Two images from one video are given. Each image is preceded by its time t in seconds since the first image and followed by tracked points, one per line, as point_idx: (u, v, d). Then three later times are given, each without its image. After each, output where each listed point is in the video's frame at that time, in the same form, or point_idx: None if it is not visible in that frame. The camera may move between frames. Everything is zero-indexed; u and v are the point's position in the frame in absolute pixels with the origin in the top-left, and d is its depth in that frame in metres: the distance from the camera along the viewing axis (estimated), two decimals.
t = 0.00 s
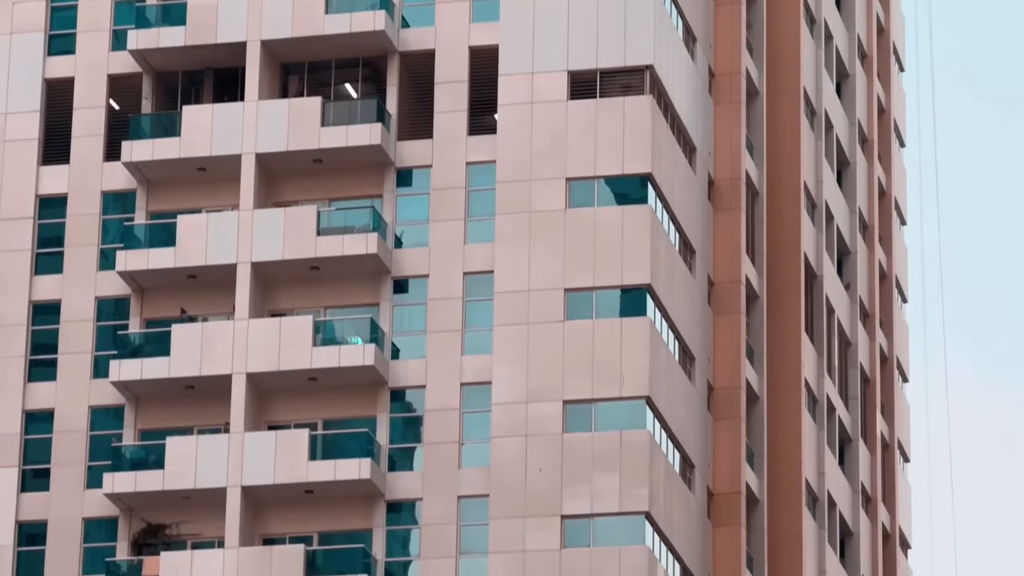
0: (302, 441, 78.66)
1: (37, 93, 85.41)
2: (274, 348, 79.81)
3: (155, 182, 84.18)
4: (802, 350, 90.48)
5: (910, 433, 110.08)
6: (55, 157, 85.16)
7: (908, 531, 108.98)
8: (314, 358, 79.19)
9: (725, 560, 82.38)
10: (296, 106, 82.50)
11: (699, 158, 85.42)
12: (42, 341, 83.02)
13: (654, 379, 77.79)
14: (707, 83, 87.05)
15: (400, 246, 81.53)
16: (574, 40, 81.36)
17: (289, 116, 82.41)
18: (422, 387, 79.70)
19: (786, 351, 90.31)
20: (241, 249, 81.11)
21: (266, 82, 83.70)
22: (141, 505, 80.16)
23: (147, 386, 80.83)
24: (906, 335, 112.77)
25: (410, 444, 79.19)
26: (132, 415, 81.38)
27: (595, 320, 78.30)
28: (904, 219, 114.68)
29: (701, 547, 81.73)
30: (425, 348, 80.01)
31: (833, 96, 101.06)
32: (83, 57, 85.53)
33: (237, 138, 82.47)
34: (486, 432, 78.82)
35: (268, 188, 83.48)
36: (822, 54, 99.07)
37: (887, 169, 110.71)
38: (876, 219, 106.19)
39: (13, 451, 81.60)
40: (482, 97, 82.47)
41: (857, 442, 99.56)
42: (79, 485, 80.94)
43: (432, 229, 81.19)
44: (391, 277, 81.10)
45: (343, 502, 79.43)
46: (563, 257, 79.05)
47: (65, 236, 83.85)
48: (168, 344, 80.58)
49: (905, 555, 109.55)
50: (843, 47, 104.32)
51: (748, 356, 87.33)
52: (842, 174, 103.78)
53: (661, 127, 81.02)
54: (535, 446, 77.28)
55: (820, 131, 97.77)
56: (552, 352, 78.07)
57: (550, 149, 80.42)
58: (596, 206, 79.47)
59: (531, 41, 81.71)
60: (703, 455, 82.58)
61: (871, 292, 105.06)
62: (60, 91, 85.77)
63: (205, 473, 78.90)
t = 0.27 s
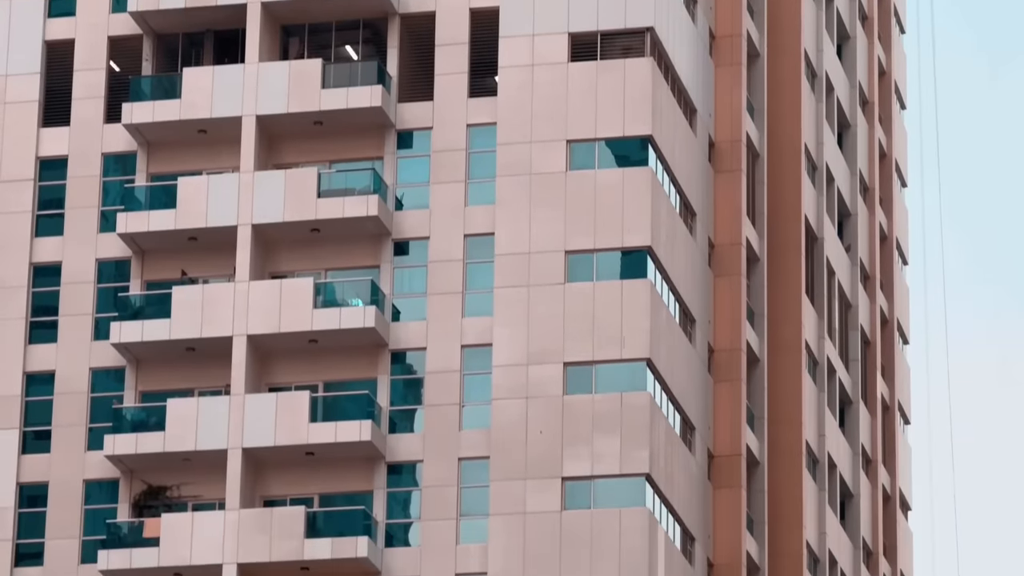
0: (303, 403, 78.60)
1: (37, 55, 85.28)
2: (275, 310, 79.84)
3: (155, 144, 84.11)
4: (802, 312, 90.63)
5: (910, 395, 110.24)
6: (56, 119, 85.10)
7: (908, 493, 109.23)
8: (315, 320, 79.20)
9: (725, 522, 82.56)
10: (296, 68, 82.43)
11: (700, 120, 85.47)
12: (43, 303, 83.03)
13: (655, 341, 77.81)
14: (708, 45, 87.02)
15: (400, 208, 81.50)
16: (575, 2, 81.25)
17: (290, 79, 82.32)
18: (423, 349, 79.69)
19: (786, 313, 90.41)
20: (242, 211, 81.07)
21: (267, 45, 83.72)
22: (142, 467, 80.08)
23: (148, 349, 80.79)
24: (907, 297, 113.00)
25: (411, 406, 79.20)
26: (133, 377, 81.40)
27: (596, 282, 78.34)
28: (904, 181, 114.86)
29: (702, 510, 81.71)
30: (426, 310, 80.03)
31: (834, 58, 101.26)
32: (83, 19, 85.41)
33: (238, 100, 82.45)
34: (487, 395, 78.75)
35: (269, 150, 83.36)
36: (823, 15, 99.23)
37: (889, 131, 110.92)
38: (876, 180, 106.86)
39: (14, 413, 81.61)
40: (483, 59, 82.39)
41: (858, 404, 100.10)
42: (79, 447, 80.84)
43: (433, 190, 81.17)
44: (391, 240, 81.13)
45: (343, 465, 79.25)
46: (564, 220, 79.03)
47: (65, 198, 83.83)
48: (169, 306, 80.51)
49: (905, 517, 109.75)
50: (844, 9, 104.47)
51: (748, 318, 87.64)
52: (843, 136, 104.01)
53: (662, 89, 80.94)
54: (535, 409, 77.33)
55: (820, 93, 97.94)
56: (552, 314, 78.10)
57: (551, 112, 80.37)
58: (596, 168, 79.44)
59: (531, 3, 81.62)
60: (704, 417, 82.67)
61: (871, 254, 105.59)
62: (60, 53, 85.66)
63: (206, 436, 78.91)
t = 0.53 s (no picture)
0: (303, 368, 78.36)
1: (36, 20, 85.05)
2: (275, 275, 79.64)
3: (155, 109, 84.05)
4: (802, 278, 90.77)
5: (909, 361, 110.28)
6: (55, 84, 85.00)
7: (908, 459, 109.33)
8: (315, 287, 79.05)
9: (725, 488, 82.55)
10: (296, 33, 82.33)
11: (700, 86, 85.43)
12: (43, 268, 82.97)
13: (655, 306, 77.77)
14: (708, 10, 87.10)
15: (400, 173, 81.39)
16: None
17: (290, 44, 82.26)
18: (423, 315, 79.65)
19: (786, 278, 90.64)
20: (242, 176, 80.96)
21: (267, 10, 83.46)
22: (142, 433, 80.03)
23: (148, 314, 80.72)
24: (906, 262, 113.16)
25: (410, 371, 79.16)
26: (132, 342, 81.28)
27: (596, 247, 78.23)
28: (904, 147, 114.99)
29: (701, 475, 81.68)
30: (426, 276, 79.98)
31: (834, 24, 101.48)
32: None
33: (238, 65, 82.32)
34: (487, 360, 78.70)
35: (268, 115, 83.25)
36: None
37: (889, 96, 111.09)
38: (876, 145, 107.01)
39: (13, 379, 81.55)
40: (483, 24, 82.19)
41: (857, 369, 100.21)
42: (79, 412, 80.74)
43: (433, 156, 81.11)
44: (391, 205, 81.00)
45: (343, 430, 79.08)
46: (564, 185, 78.93)
47: (65, 163, 83.77)
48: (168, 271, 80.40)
49: (905, 483, 109.86)
50: None
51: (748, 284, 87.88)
52: (843, 101, 104.37)
53: (662, 55, 80.85)
54: (535, 374, 77.25)
55: (821, 58, 98.07)
56: (552, 280, 77.99)
57: (551, 77, 80.26)
58: (596, 133, 79.33)
59: None
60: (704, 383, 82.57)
61: (871, 220, 105.69)
62: (60, 18, 85.44)
63: (206, 401, 78.68)
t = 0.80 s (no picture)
0: (302, 327, 78.17)
1: None
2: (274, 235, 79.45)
3: (154, 68, 83.70)
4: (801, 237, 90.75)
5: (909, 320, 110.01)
6: (54, 43, 84.88)
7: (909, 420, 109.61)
8: (314, 245, 78.75)
9: (725, 447, 82.40)
10: None
11: (700, 45, 85.29)
12: (42, 227, 82.95)
13: (654, 265, 77.59)
14: None
15: (399, 132, 81.30)
16: None
17: (289, 3, 82.09)
18: (422, 274, 79.47)
19: (784, 237, 90.60)
20: (241, 135, 80.84)
21: None
22: (141, 392, 79.85)
23: (147, 274, 80.46)
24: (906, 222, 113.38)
25: (410, 331, 78.98)
26: (131, 301, 81.22)
27: (595, 207, 78.06)
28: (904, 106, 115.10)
29: (701, 434, 81.67)
30: (425, 235, 79.85)
31: None
32: None
33: (237, 25, 82.14)
34: (487, 319, 78.59)
35: (267, 75, 83.13)
36: None
37: (888, 56, 111.19)
38: (876, 104, 106.95)
39: (13, 338, 81.56)
40: None
41: (856, 328, 100.33)
42: (79, 371, 80.81)
43: (432, 116, 80.98)
44: (390, 164, 80.87)
45: (343, 390, 78.87)
46: (563, 144, 78.81)
47: (64, 122, 83.73)
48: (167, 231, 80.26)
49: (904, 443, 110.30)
50: None
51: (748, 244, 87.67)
52: (843, 60, 104.40)
53: (662, 15, 80.81)
54: (535, 334, 77.18)
55: (820, 17, 98.04)
56: (551, 239, 77.91)
57: (551, 36, 80.12)
58: (596, 92, 79.19)
59: None
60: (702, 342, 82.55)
61: (870, 179, 105.66)
62: None
63: (206, 358, 78.65)
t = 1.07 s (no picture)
0: (301, 293, 77.89)
1: None
2: (272, 199, 79.35)
3: (153, 33, 83.70)
4: (800, 200, 90.96)
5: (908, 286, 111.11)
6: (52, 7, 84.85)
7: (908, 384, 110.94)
8: (313, 209, 78.62)
9: (723, 411, 82.49)
10: None
11: (699, 9, 85.60)
12: (40, 191, 82.96)
13: (652, 229, 77.38)
14: None
15: (397, 96, 80.99)
16: None
17: None
18: (420, 238, 79.22)
19: (784, 202, 90.80)
20: (240, 99, 80.70)
21: None
22: (140, 356, 79.79)
23: (145, 238, 80.48)
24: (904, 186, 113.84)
25: (408, 295, 78.63)
26: (130, 266, 81.15)
27: (593, 170, 77.90)
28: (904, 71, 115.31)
29: (699, 397, 81.78)
30: (423, 199, 79.58)
31: None
32: None
33: None
34: (486, 283, 78.30)
35: (265, 39, 82.98)
36: None
37: (887, 19, 111.38)
38: (874, 68, 106.92)
39: (11, 302, 81.60)
40: None
41: (854, 293, 100.75)
42: (78, 335, 80.84)
43: (431, 80, 80.75)
44: (389, 128, 80.67)
45: (341, 354, 78.59)
46: (562, 108, 78.73)
47: (63, 87, 83.73)
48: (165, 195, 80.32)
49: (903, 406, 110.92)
50: None
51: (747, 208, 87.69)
52: (841, 24, 104.61)
53: None
54: (533, 297, 76.77)
55: None
56: (550, 203, 77.64)
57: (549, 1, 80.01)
58: (594, 56, 79.17)
59: None
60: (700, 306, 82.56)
61: (869, 142, 105.77)
62: None
63: (204, 323, 78.38)
